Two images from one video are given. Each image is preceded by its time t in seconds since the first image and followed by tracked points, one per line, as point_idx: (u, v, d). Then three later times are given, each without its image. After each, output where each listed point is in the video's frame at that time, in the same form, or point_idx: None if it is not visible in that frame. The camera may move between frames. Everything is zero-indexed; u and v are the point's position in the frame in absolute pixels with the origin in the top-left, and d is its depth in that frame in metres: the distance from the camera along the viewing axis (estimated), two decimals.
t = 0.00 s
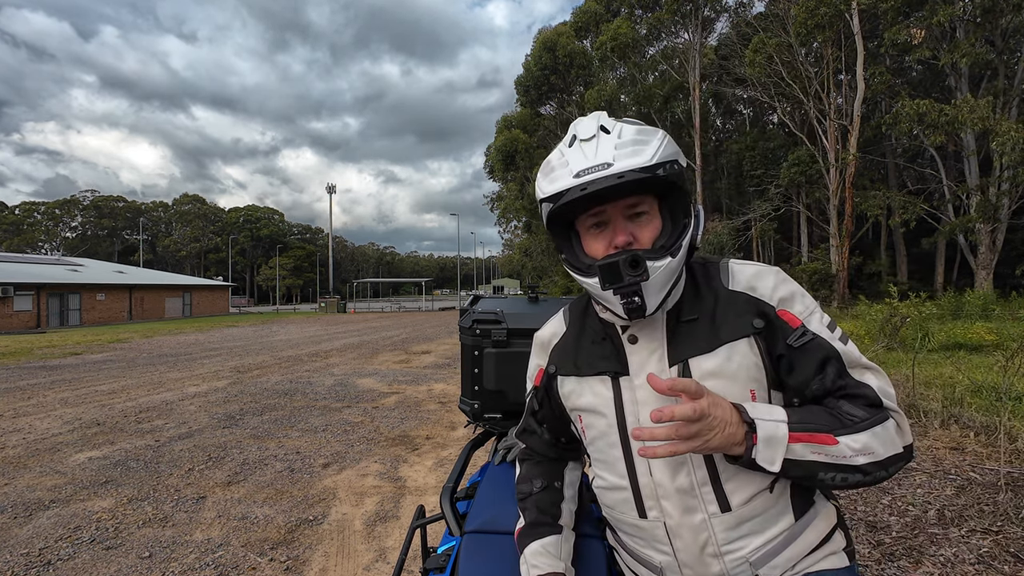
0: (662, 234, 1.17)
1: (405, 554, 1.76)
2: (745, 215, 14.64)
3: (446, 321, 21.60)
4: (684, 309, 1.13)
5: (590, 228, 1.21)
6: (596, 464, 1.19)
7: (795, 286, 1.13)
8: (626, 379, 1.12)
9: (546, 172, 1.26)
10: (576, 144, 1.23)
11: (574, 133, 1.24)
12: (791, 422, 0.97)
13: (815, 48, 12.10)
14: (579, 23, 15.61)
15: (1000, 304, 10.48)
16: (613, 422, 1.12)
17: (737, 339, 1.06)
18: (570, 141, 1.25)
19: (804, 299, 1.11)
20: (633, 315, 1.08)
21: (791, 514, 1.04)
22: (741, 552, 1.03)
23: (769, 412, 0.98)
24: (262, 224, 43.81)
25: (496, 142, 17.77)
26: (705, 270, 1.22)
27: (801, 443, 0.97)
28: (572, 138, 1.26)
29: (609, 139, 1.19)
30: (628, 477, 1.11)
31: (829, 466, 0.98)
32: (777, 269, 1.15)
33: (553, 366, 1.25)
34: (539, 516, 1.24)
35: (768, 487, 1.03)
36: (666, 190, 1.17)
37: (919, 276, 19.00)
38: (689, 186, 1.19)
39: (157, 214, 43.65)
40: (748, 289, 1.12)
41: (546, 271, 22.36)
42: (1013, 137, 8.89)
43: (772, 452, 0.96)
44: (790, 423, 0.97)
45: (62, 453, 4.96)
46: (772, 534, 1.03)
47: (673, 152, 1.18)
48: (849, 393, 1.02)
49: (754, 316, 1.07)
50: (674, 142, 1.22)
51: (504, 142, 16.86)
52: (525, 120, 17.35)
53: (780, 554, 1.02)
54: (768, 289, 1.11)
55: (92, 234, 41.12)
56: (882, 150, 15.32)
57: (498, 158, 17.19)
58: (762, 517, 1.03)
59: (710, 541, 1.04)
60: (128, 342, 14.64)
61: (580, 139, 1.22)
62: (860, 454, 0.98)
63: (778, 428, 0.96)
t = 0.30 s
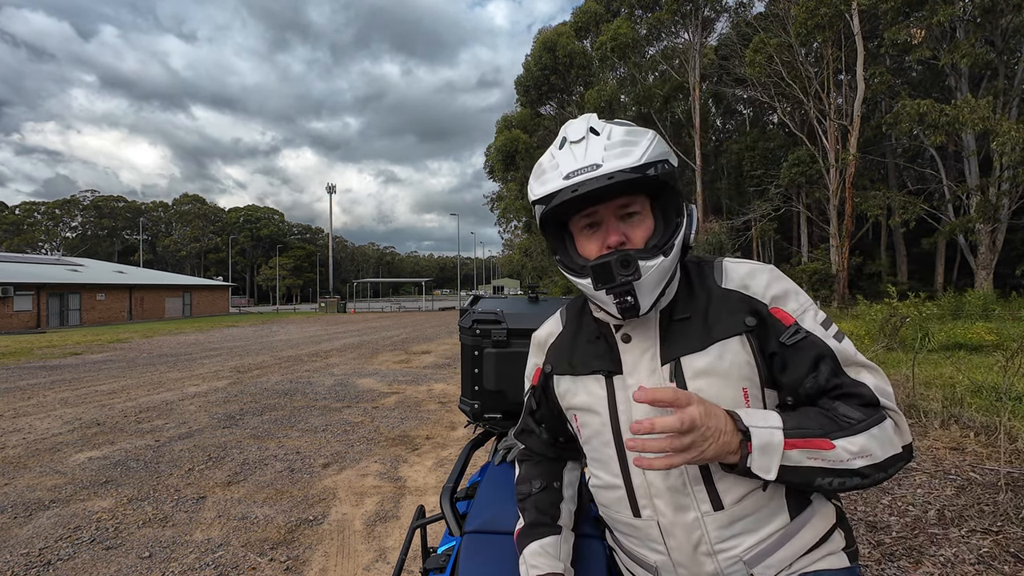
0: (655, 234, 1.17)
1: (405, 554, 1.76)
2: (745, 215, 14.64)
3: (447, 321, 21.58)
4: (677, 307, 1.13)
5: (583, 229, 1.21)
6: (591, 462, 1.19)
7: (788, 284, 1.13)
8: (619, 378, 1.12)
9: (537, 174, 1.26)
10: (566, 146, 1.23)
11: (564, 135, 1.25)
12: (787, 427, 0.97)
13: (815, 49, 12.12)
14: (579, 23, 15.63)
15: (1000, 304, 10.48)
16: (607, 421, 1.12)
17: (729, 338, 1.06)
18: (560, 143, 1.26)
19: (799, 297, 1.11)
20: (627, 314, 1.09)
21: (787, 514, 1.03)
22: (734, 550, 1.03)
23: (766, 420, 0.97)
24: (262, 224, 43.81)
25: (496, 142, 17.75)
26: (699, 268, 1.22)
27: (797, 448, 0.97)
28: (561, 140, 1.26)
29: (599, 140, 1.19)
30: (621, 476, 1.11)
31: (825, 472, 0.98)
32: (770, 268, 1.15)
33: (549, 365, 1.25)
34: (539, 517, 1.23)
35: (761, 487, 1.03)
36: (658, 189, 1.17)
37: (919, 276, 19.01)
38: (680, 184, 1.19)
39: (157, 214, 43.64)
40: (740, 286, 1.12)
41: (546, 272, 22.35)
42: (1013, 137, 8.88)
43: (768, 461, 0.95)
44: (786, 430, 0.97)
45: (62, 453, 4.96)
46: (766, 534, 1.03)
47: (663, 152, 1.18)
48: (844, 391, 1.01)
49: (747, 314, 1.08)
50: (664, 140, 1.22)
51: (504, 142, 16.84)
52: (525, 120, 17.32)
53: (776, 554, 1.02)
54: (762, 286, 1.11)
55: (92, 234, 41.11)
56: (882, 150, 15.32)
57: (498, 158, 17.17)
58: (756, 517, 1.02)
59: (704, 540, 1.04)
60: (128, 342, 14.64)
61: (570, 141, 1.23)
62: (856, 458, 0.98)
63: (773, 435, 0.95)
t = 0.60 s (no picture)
0: (650, 234, 1.17)
1: (405, 554, 1.76)
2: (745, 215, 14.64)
3: (447, 321, 21.59)
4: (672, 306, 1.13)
5: (579, 231, 1.21)
6: (587, 460, 1.19)
7: (785, 279, 1.13)
8: (612, 374, 1.13)
9: (532, 179, 1.27)
10: (559, 150, 1.24)
11: (556, 140, 1.25)
12: (806, 397, 0.94)
13: (815, 49, 12.12)
14: (579, 23, 15.66)
15: (1000, 304, 10.47)
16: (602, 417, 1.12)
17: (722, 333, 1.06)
18: (553, 147, 1.26)
19: (797, 293, 1.11)
20: (623, 314, 1.08)
21: (780, 514, 1.03)
22: (726, 550, 1.03)
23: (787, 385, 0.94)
24: (262, 224, 43.81)
25: (496, 142, 17.74)
26: (696, 266, 1.22)
27: (816, 419, 0.93)
28: (553, 145, 1.26)
29: (590, 143, 1.19)
30: (614, 473, 1.11)
31: (841, 452, 0.94)
32: (766, 264, 1.15)
33: (546, 361, 1.26)
34: (538, 516, 1.23)
35: (755, 485, 1.02)
36: (651, 190, 1.17)
37: (919, 276, 19.01)
38: (673, 185, 1.19)
39: (157, 214, 43.64)
40: (736, 283, 1.13)
41: (546, 271, 22.35)
42: (1013, 137, 8.88)
43: (792, 422, 0.91)
44: (806, 398, 0.94)
45: (62, 453, 4.96)
46: (758, 533, 1.03)
47: (655, 153, 1.18)
48: (848, 380, 1.00)
49: (741, 309, 1.08)
50: (656, 140, 1.22)
51: (504, 142, 16.83)
52: (525, 120, 17.31)
53: (769, 553, 1.02)
54: (755, 282, 1.12)
55: (92, 234, 41.10)
56: (882, 150, 15.33)
57: (498, 158, 17.16)
58: (748, 516, 1.03)
59: (694, 538, 1.05)
60: (128, 342, 14.64)
61: (562, 145, 1.23)
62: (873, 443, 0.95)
63: (795, 398, 0.92)
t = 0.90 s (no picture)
0: (646, 235, 1.17)
1: (404, 554, 1.76)
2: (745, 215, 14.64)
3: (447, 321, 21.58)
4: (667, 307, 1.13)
5: (575, 234, 1.21)
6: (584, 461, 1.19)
7: (780, 277, 1.13)
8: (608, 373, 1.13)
9: (528, 182, 1.28)
10: (555, 153, 1.25)
11: (551, 144, 1.26)
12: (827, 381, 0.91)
13: (815, 49, 12.13)
14: (580, 23, 15.68)
15: (1001, 304, 10.47)
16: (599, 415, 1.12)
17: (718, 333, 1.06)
18: (548, 151, 1.27)
19: (793, 290, 1.11)
20: (619, 316, 1.08)
21: (777, 514, 1.03)
22: (722, 551, 1.03)
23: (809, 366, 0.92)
24: (262, 224, 43.80)
25: (496, 142, 17.73)
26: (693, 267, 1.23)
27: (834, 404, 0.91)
28: (549, 148, 1.27)
29: (585, 146, 1.19)
30: (610, 473, 1.11)
31: (860, 442, 0.91)
32: (763, 262, 1.16)
33: (544, 360, 1.26)
34: (537, 516, 1.23)
35: (752, 486, 1.02)
36: (646, 191, 1.17)
37: (919, 276, 19.03)
38: (670, 186, 1.18)
39: (157, 215, 43.62)
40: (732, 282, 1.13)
41: (546, 272, 22.35)
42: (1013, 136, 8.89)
43: (819, 403, 0.87)
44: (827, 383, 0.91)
45: (62, 454, 4.95)
46: (754, 534, 1.03)
47: (650, 154, 1.18)
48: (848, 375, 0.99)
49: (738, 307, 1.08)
50: (651, 141, 1.21)
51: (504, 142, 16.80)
52: (525, 120, 17.28)
53: (766, 555, 1.02)
54: (751, 280, 1.12)
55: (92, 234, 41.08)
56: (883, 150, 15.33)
57: (498, 158, 17.14)
58: (744, 518, 1.02)
59: (689, 539, 1.05)
60: (128, 342, 14.63)
61: (556, 149, 1.24)
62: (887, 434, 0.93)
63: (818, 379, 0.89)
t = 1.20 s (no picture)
0: (651, 231, 1.18)
1: (404, 554, 1.76)
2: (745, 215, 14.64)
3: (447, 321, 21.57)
4: (668, 303, 1.13)
5: (580, 225, 1.21)
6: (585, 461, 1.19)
7: (776, 278, 1.13)
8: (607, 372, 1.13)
9: (535, 169, 1.27)
10: (565, 141, 1.24)
11: (562, 131, 1.25)
12: (789, 452, 0.91)
13: (815, 49, 12.13)
14: (580, 24, 15.71)
15: (1001, 304, 10.46)
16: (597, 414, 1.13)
17: (718, 332, 1.05)
18: (558, 138, 1.26)
19: (789, 291, 1.10)
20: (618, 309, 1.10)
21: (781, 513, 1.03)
22: (725, 550, 1.03)
23: (768, 442, 0.92)
24: (262, 224, 43.80)
25: (496, 142, 17.72)
26: (691, 267, 1.23)
27: (799, 470, 0.91)
28: (560, 135, 1.26)
29: (596, 136, 1.19)
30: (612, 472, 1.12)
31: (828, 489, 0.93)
32: (759, 263, 1.15)
33: (543, 361, 1.25)
34: (537, 518, 1.23)
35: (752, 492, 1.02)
36: (653, 187, 1.17)
37: (919, 276, 19.03)
38: (677, 184, 1.19)
39: (157, 215, 43.61)
40: (729, 283, 1.13)
41: (546, 272, 22.34)
42: (1012, 137, 8.89)
43: (769, 491, 0.89)
44: (788, 454, 0.91)
45: (62, 453, 4.96)
46: (758, 532, 1.03)
47: (661, 150, 1.18)
48: (836, 392, 0.97)
49: (734, 308, 1.08)
50: (662, 138, 1.22)
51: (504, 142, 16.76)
52: (525, 120, 17.26)
53: (769, 555, 1.02)
54: (748, 280, 1.12)
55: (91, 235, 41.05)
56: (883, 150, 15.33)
57: (498, 158, 17.12)
58: (747, 514, 1.03)
59: (693, 538, 1.05)
60: (128, 342, 14.63)
61: (568, 137, 1.23)
62: (863, 469, 0.93)
63: (775, 460, 0.90)
